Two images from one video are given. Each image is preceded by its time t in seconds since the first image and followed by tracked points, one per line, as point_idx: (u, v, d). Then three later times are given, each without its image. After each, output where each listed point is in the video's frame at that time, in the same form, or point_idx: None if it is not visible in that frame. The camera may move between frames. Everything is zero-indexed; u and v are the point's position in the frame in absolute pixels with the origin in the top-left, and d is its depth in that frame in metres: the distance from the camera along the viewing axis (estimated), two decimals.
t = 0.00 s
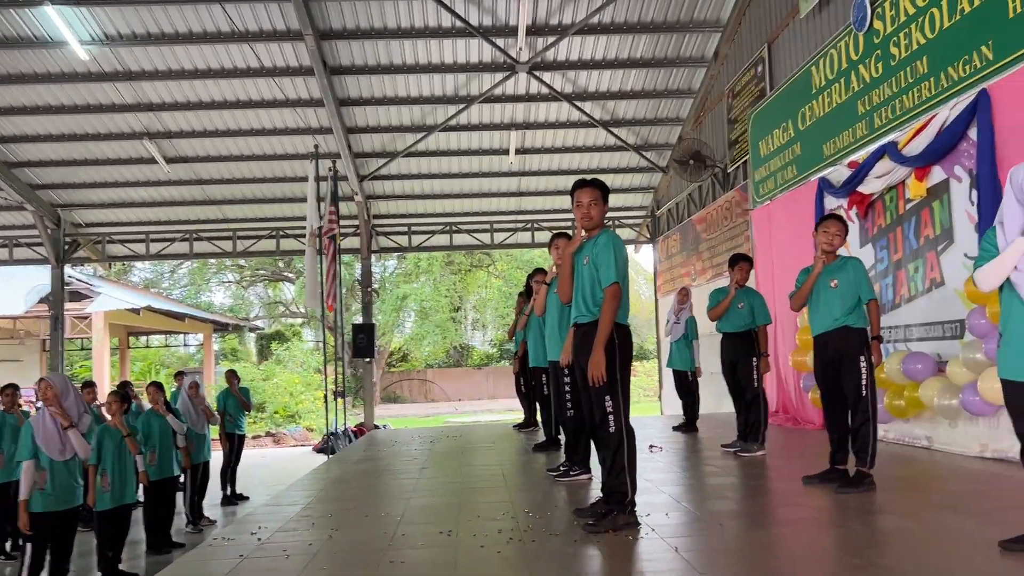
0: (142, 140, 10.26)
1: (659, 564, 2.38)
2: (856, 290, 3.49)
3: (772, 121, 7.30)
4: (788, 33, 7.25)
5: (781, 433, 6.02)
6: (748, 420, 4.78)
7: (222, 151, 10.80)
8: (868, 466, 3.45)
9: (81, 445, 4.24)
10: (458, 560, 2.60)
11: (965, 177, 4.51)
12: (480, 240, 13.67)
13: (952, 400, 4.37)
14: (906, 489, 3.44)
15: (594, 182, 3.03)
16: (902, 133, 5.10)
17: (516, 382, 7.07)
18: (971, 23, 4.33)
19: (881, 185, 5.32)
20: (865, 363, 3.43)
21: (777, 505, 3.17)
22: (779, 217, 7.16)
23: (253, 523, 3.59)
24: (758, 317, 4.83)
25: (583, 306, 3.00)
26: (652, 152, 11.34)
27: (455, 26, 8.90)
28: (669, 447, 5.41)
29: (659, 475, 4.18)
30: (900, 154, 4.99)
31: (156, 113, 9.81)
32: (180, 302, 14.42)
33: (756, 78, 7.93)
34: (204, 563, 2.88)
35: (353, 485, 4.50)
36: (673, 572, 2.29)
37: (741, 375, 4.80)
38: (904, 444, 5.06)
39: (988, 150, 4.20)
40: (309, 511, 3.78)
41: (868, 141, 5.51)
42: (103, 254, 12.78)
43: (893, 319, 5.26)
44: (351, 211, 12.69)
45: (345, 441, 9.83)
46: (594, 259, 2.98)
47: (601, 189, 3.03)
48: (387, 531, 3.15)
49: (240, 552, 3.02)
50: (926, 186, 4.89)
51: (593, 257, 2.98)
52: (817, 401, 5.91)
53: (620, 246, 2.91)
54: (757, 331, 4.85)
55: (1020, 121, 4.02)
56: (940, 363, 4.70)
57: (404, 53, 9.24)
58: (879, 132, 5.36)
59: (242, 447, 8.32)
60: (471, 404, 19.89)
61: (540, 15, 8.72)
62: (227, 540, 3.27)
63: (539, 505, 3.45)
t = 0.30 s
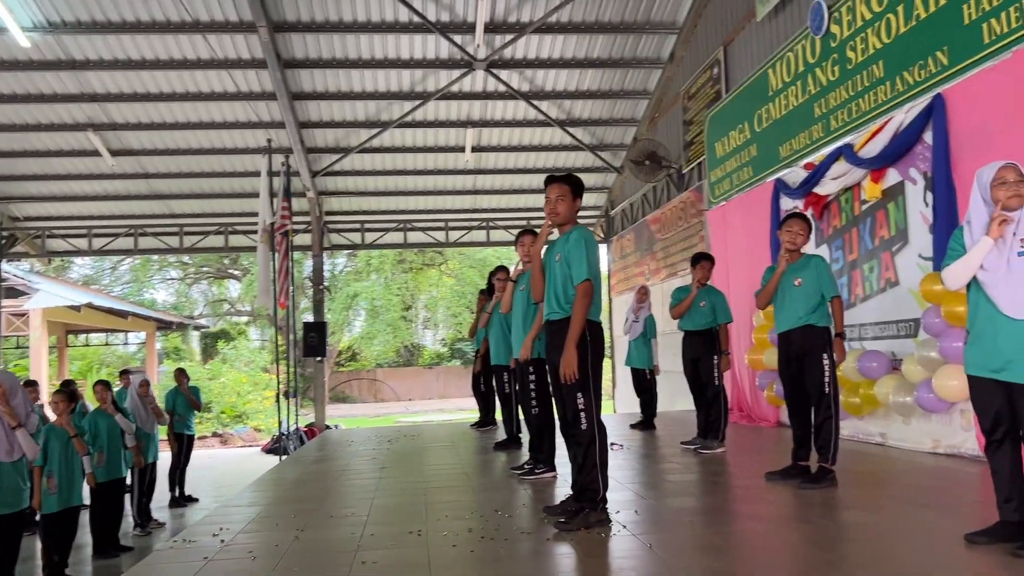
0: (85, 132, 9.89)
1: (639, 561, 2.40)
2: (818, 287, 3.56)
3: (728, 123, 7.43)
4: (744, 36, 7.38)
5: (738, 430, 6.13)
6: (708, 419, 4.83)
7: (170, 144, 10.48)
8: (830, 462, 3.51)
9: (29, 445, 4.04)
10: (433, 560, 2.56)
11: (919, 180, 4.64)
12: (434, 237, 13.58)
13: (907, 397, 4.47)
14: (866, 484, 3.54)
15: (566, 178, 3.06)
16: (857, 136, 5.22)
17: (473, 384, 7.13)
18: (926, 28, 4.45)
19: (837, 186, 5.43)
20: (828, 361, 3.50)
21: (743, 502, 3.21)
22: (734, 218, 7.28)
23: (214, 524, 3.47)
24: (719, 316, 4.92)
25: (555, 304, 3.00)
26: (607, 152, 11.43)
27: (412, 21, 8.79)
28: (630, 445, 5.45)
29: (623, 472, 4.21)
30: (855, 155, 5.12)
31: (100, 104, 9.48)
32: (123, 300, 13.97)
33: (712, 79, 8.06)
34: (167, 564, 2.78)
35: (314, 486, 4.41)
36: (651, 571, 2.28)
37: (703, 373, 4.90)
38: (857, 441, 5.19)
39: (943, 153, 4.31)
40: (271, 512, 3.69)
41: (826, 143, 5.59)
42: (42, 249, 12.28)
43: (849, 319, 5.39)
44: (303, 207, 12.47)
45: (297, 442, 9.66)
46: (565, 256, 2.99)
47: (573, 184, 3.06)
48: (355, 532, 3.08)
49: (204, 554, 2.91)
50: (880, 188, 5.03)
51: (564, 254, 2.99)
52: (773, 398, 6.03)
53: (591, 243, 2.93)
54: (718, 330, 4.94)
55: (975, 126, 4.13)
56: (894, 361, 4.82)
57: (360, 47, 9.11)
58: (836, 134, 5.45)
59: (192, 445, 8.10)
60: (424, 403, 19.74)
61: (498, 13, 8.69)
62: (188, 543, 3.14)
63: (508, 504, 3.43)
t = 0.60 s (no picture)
0: (43, 123, 9.61)
1: (629, 558, 2.40)
2: (791, 286, 3.61)
3: (699, 123, 7.49)
4: (715, 37, 7.45)
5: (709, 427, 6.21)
6: (682, 415, 4.94)
7: (130, 137, 10.24)
8: (807, 458, 3.57)
9: None
10: (426, 556, 2.53)
11: (892, 181, 4.73)
12: (401, 234, 13.49)
13: (878, 394, 4.58)
14: (842, 480, 3.60)
15: (555, 174, 3.06)
16: (829, 137, 5.29)
17: (444, 382, 7.15)
18: (900, 32, 4.56)
19: (809, 186, 5.52)
20: (802, 357, 3.57)
21: (727, 498, 3.24)
22: (704, 219, 7.37)
23: (194, 523, 3.37)
24: (694, 314, 4.95)
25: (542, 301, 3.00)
26: (575, 151, 11.49)
27: (382, 16, 8.70)
28: (604, 442, 5.48)
29: (601, 469, 4.22)
30: (829, 156, 5.18)
31: (59, 94, 9.22)
32: (78, 296, 13.60)
33: (683, 79, 8.13)
34: (146, 562, 2.69)
35: (291, 484, 4.34)
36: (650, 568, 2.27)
37: (678, 370, 4.97)
38: (828, 437, 5.29)
39: (916, 154, 4.38)
40: (248, 510, 3.61)
41: (797, 143, 5.71)
42: None
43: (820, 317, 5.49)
44: (267, 202, 12.29)
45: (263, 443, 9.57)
46: (552, 253, 2.98)
47: (562, 180, 3.06)
48: (342, 530, 3.04)
49: (188, 553, 2.81)
50: (853, 189, 5.13)
51: (550, 251, 2.98)
52: (744, 395, 6.13)
53: (579, 242, 2.94)
54: (693, 327, 4.98)
55: (947, 127, 4.21)
56: (864, 358, 4.92)
57: (329, 42, 9.01)
58: (808, 134, 5.57)
59: (157, 442, 7.93)
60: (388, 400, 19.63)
61: (469, 9, 8.65)
62: (170, 541, 3.03)
63: (492, 501, 3.42)
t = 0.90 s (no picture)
0: None
1: (612, 556, 2.40)
2: (762, 287, 3.66)
3: (669, 125, 7.56)
4: (684, 39, 7.52)
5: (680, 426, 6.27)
6: (656, 414, 4.99)
7: (90, 133, 10.01)
8: (781, 455, 3.61)
9: None
10: (408, 557, 2.50)
11: (862, 182, 4.80)
12: (369, 233, 13.37)
13: (848, 392, 4.66)
14: (815, 478, 3.64)
15: (530, 175, 3.06)
16: (800, 138, 5.37)
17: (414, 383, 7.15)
18: (870, 35, 4.65)
19: (780, 188, 5.57)
20: (773, 356, 3.61)
21: (703, 496, 3.26)
22: (674, 219, 7.42)
23: (165, 527, 3.29)
24: (668, 313, 4.96)
25: (520, 300, 3.01)
26: (544, 151, 11.50)
27: (351, 13, 8.62)
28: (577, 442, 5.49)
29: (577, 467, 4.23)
30: (799, 158, 5.26)
31: (16, 88, 9.01)
32: (34, 296, 13.25)
33: (652, 81, 8.19)
34: (118, 566, 2.63)
35: (263, 486, 4.27)
36: (633, 567, 2.27)
37: (651, 369, 5.01)
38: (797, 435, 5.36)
39: (886, 156, 4.46)
40: (220, 513, 3.54)
41: (767, 145, 5.79)
42: None
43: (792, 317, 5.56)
44: (232, 200, 12.11)
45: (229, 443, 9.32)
46: (528, 252, 2.98)
47: (539, 179, 3.06)
48: (319, 531, 3.00)
49: (163, 557, 2.74)
50: (823, 189, 5.16)
51: (527, 251, 2.98)
52: (715, 394, 6.20)
53: (554, 239, 2.93)
54: (667, 326, 4.99)
55: (916, 129, 4.31)
56: (834, 357, 5.00)
57: (298, 38, 8.89)
58: (778, 136, 5.65)
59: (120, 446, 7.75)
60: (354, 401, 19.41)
61: (439, 8, 8.61)
62: (142, 544, 2.95)
63: (470, 501, 3.40)
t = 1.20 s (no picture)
0: None
1: (591, 559, 2.39)
2: (740, 288, 3.68)
3: (641, 127, 7.60)
4: (655, 42, 7.57)
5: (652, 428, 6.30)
6: (630, 416, 5.02)
7: (51, 131, 9.78)
8: (756, 457, 3.63)
9: None
10: (383, 562, 2.46)
11: (833, 185, 4.86)
12: (338, 235, 13.23)
13: (819, 393, 4.71)
14: (789, 479, 3.67)
15: (502, 177, 3.02)
16: (771, 141, 5.44)
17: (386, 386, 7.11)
18: (841, 39, 4.72)
19: (751, 190, 5.63)
20: (746, 360, 3.64)
21: (679, 498, 3.26)
22: (646, 221, 7.46)
23: (132, 534, 3.20)
24: (639, 314, 4.96)
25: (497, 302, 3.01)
26: (515, 154, 11.49)
27: (321, 13, 8.53)
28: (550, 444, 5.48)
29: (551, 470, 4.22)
30: (771, 161, 5.32)
31: None
32: None
33: (624, 83, 8.23)
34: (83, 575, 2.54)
35: (233, 491, 4.18)
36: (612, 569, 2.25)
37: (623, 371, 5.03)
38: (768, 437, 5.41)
39: (857, 158, 4.54)
40: (187, 519, 3.46)
41: (739, 148, 5.85)
42: None
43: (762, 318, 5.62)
44: (199, 201, 11.91)
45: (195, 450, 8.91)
46: (504, 250, 2.99)
47: (511, 181, 3.02)
48: (291, 537, 2.93)
49: (130, 564, 2.66)
50: (795, 192, 5.24)
51: (503, 250, 2.99)
52: (686, 395, 6.25)
53: (529, 237, 2.94)
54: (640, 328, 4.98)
55: (886, 133, 4.38)
56: (806, 359, 5.06)
57: (267, 37, 8.77)
58: (750, 139, 5.71)
59: (83, 451, 7.59)
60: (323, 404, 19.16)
61: (410, 8, 8.56)
62: (107, 552, 2.86)
63: (445, 505, 3.37)
